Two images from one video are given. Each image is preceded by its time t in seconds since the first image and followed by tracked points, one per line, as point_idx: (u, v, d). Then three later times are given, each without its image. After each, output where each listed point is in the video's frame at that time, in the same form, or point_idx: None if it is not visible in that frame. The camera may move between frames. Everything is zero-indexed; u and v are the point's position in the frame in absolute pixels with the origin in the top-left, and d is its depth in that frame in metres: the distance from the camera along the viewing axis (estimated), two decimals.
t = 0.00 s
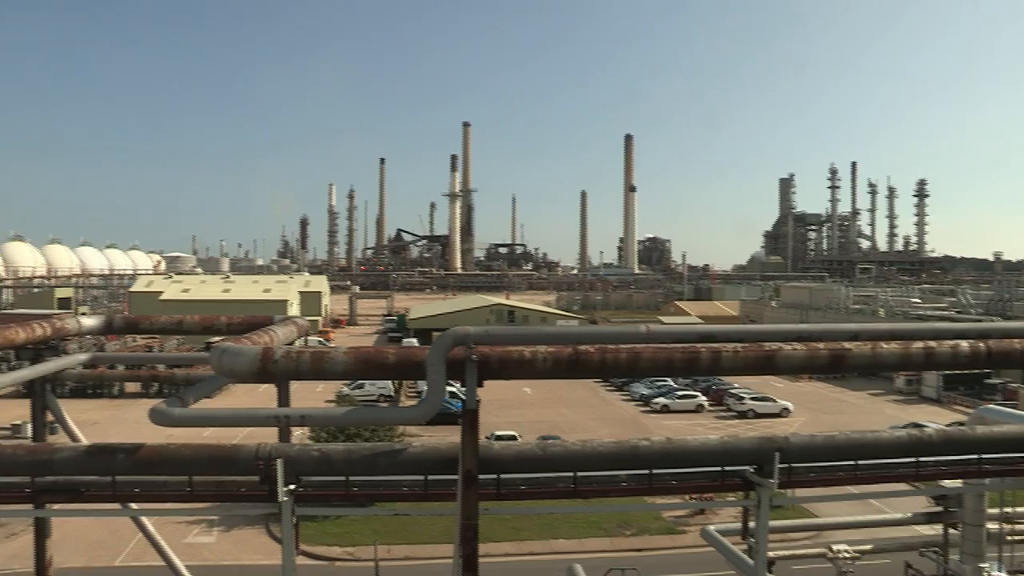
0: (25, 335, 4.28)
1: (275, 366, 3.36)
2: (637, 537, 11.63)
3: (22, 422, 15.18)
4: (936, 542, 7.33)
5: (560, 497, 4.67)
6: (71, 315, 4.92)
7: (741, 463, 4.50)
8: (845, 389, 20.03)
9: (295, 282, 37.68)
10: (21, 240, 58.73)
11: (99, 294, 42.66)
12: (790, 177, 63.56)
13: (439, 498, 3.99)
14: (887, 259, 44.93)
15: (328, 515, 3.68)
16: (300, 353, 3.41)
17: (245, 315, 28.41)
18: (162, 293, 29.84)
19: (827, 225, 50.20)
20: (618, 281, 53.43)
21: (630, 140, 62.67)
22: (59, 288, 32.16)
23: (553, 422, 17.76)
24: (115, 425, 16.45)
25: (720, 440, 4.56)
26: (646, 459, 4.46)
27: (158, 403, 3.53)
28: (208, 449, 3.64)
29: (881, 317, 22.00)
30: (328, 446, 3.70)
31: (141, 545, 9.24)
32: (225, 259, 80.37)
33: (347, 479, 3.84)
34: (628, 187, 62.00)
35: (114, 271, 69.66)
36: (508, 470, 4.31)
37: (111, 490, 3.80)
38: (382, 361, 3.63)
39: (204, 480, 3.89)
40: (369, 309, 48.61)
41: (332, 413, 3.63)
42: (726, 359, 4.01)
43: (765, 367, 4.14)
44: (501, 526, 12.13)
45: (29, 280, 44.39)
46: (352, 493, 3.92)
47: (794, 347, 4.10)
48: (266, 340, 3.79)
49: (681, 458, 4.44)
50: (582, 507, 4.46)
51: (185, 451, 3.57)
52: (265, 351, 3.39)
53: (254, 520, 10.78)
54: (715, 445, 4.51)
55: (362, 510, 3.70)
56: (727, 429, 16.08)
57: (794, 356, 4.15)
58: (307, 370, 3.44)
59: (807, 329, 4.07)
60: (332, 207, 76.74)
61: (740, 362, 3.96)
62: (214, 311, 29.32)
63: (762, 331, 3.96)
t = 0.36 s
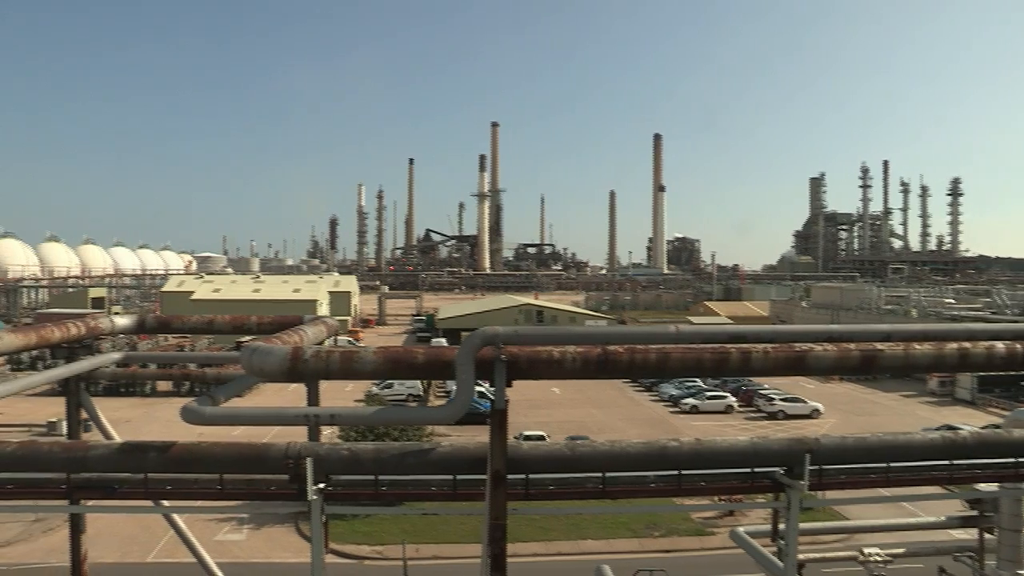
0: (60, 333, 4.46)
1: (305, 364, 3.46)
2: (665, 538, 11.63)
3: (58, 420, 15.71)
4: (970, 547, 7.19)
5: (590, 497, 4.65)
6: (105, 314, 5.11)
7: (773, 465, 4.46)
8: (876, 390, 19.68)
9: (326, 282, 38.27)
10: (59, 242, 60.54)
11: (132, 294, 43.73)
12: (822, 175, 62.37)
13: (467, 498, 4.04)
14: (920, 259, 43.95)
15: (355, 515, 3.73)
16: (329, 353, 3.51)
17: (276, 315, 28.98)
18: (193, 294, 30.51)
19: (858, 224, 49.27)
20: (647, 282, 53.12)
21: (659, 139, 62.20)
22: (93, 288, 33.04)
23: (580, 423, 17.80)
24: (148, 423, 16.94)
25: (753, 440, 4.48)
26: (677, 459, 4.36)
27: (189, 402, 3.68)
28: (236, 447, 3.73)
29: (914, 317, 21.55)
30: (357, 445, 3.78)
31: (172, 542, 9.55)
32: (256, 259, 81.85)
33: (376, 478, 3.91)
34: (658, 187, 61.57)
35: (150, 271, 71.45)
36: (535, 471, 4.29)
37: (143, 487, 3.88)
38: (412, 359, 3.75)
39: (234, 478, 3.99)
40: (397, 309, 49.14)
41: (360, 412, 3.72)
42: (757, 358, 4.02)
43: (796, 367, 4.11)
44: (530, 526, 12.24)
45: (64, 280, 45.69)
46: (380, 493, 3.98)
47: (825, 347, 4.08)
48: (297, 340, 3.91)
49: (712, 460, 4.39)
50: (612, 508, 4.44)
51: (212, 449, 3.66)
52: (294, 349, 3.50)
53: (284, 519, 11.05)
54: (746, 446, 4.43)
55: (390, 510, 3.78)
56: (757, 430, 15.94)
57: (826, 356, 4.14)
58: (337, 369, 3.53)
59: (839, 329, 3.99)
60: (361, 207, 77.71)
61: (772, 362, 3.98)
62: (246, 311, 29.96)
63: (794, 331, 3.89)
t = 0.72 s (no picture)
0: (95, 332, 4.67)
1: (336, 364, 3.59)
2: (695, 540, 11.60)
3: (95, 417, 16.26)
4: (1007, 553, 7.04)
5: (620, 498, 4.65)
6: (138, 314, 5.33)
7: (803, 467, 4.44)
8: (910, 392, 19.28)
9: (357, 282, 38.85)
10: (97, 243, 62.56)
11: (166, 294, 44.87)
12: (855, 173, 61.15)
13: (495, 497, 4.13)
14: (955, 258, 42.89)
15: (386, 513, 3.82)
16: (359, 353, 3.66)
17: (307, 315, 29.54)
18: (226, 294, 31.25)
19: (892, 224, 48.20)
20: (677, 282, 52.77)
21: (689, 138, 61.66)
22: (127, 288, 34.02)
23: (608, 424, 17.81)
24: (181, 422, 17.47)
25: (782, 443, 4.46)
26: (706, 461, 4.37)
27: (221, 401, 3.83)
28: (267, 446, 3.87)
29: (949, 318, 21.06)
30: (388, 445, 3.89)
31: (204, 539, 9.87)
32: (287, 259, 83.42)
33: (405, 477, 3.99)
34: (687, 187, 61.08)
35: (185, 272, 73.26)
36: (565, 471, 4.32)
37: (175, 485, 4.00)
38: (441, 359, 3.87)
39: (265, 476, 4.08)
40: (426, 309, 49.64)
41: (390, 411, 3.83)
42: (787, 360, 3.98)
43: (827, 369, 4.04)
44: (558, 526, 12.32)
45: (101, 280, 47.11)
46: (410, 492, 4.07)
47: (859, 348, 3.99)
48: (327, 340, 4.05)
49: (741, 462, 4.38)
50: (641, 509, 4.46)
51: (244, 448, 3.80)
52: (325, 350, 3.64)
53: (314, 517, 11.32)
54: (775, 449, 4.41)
55: (420, 508, 3.86)
56: (788, 432, 15.76)
57: (859, 358, 4.06)
58: (367, 369, 3.65)
59: (872, 331, 3.91)
60: (391, 209, 78.63)
61: (801, 364, 3.94)
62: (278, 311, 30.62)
63: (825, 333, 3.83)
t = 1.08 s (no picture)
0: (122, 332, 4.84)
1: (360, 364, 3.70)
2: (720, 541, 11.57)
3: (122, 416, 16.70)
4: None
5: (644, 498, 4.67)
6: (163, 315, 5.50)
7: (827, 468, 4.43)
8: (938, 394, 18.93)
9: (380, 282, 39.24)
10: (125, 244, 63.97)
11: (191, 293, 45.71)
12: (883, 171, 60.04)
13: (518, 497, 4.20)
14: (984, 258, 41.96)
15: (410, 512, 3.91)
16: (383, 353, 3.78)
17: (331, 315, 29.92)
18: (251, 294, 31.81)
19: (919, 223, 47.28)
20: (701, 282, 52.40)
21: (713, 137, 61.10)
22: (154, 288, 34.75)
23: (631, 424, 17.80)
24: (206, 421, 17.85)
25: (806, 444, 4.44)
26: (730, 462, 4.37)
27: (247, 401, 3.96)
28: (291, 445, 4.01)
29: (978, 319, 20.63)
30: (412, 445, 4.00)
31: (228, 538, 10.11)
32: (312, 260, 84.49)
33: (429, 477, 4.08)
34: (712, 186, 60.55)
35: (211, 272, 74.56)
36: (587, 471, 4.37)
37: (201, 483, 4.11)
38: (465, 359, 3.96)
39: (289, 475, 4.19)
40: (450, 309, 49.93)
41: (414, 412, 3.94)
42: (812, 360, 3.95)
43: (853, 370, 3.99)
44: (581, 526, 12.38)
45: (128, 280, 48.14)
46: (433, 491, 4.18)
47: (885, 349, 3.94)
48: (351, 341, 4.17)
49: (765, 463, 4.38)
50: (664, 510, 4.48)
51: (269, 447, 3.96)
52: (350, 350, 3.75)
53: (337, 516, 11.51)
54: (799, 450, 4.40)
55: (444, 508, 3.95)
56: (813, 433, 15.61)
57: (886, 359, 4.00)
58: (391, 369, 3.76)
59: (898, 331, 3.85)
60: (415, 209, 79.22)
61: (826, 364, 3.91)
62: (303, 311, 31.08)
63: (849, 333, 3.80)
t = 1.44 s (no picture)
0: (143, 332, 4.97)
1: (378, 364, 3.78)
2: (740, 542, 11.52)
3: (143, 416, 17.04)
4: None
5: (663, 499, 4.69)
6: (184, 315, 5.64)
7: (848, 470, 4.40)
8: (962, 395, 18.62)
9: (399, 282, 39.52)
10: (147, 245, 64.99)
11: (212, 293, 46.34)
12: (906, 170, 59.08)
13: (535, 497, 4.25)
14: (1009, 258, 41.13)
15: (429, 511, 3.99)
16: (403, 353, 3.86)
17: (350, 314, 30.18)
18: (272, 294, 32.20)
19: (941, 223, 46.50)
20: (721, 282, 52.05)
21: (732, 137, 60.57)
22: (175, 288, 35.27)
23: (650, 424, 17.78)
24: (225, 420, 18.14)
25: (826, 446, 4.43)
26: (749, 463, 4.37)
27: (267, 401, 4.06)
28: (311, 444, 4.10)
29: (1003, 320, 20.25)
30: (430, 445, 4.08)
31: (247, 536, 10.29)
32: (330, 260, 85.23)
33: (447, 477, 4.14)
34: (731, 186, 60.07)
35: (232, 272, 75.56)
36: (606, 471, 4.42)
37: (221, 482, 4.22)
38: (484, 359, 4.02)
39: (309, 474, 4.28)
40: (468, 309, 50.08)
41: (433, 412, 4.01)
42: (833, 361, 3.94)
43: (874, 370, 3.97)
44: (600, 526, 12.40)
45: (149, 280, 48.90)
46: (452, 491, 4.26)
47: (906, 350, 3.92)
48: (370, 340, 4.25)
49: (783, 464, 4.38)
50: (682, 511, 4.50)
51: (288, 446, 4.05)
52: (369, 350, 3.83)
53: (356, 515, 11.66)
54: (819, 451, 4.39)
55: (462, 507, 4.02)
56: (833, 434, 15.47)
57: (907, 359, 3.97)
58: (410, 369, 3.85)
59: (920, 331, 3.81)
60: (433, 210, 79.56)
61: (847, 365, 3.89)
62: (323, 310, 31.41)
63: (870, 333, 3.77)
